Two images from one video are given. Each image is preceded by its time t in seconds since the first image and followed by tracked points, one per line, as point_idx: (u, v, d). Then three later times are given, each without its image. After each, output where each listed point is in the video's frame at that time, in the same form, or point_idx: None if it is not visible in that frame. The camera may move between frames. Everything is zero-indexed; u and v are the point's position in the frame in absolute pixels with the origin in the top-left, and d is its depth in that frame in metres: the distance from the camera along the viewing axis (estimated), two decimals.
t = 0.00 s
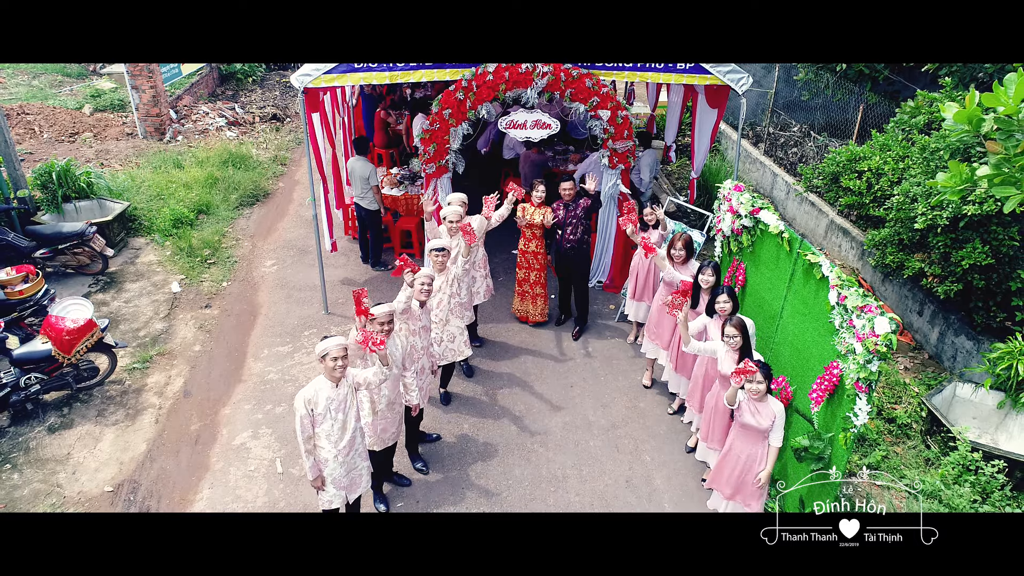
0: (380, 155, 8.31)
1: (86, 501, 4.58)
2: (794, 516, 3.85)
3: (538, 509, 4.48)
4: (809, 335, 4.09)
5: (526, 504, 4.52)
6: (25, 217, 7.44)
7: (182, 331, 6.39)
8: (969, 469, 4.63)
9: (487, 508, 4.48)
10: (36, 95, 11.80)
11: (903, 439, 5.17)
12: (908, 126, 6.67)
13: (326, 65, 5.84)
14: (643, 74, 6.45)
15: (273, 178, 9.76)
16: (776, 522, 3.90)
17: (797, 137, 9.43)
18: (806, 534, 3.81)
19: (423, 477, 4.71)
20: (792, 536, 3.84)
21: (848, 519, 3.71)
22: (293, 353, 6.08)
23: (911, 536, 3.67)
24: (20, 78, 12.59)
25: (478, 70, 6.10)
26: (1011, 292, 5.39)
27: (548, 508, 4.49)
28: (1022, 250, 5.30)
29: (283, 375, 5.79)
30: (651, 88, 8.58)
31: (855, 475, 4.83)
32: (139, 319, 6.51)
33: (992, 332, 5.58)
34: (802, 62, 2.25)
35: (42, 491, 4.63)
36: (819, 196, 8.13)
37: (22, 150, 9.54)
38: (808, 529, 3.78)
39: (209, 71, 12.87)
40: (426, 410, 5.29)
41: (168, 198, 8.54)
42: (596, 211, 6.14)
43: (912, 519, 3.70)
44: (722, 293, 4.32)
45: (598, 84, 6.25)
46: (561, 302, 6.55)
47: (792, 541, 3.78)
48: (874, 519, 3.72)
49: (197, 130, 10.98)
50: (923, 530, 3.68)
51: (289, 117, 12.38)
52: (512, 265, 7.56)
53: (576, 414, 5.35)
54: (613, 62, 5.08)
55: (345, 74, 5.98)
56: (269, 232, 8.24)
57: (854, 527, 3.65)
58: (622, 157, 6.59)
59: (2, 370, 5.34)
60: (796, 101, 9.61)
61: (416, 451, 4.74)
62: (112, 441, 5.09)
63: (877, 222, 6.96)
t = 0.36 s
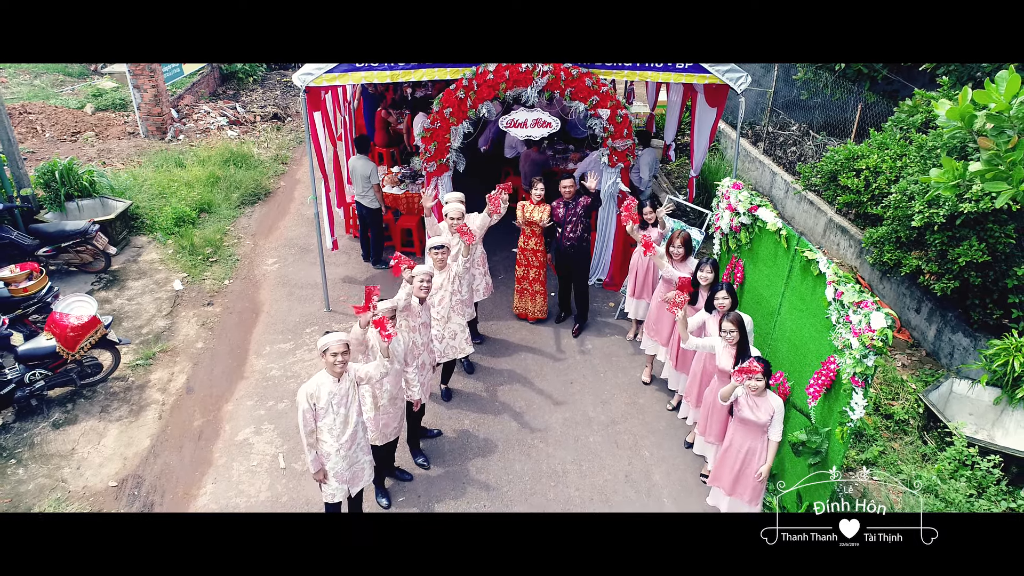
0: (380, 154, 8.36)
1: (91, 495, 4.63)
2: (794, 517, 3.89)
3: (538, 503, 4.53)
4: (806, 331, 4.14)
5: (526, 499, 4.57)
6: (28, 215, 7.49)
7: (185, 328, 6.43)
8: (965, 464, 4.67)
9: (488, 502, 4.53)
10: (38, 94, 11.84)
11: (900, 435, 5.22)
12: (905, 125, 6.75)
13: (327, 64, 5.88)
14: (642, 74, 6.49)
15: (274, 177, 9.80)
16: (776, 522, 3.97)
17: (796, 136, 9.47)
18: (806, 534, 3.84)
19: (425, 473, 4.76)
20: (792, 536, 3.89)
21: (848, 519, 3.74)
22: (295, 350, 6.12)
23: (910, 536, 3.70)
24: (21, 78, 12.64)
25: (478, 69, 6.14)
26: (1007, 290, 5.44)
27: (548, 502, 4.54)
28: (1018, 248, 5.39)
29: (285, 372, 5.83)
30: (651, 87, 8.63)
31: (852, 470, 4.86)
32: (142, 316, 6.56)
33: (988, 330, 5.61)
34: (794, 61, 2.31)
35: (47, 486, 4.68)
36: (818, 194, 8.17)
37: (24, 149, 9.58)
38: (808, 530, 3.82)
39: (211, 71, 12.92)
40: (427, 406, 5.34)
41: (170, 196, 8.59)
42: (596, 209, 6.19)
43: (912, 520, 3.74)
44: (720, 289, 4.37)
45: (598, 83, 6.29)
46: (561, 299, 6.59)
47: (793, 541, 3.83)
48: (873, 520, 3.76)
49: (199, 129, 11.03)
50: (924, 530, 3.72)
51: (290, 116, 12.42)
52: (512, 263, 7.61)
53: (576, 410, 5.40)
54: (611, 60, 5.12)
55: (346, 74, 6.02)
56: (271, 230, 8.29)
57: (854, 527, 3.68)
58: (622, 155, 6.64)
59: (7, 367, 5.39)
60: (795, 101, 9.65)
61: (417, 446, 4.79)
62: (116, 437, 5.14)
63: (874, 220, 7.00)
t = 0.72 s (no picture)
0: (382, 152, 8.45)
1: (100, 486, 4.72)
2: (795, 517, 4.00)
3: (539, 493, 4.61)
4: (801, 324, 4.22)
5: (528, 489, 4.65)
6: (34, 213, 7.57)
7: (190, 323, 6.52)
8: (958, 455, 4.76)
9: (490, 492, 4.61)
10: (41, 93, 11.92)
11: (895, 427, 5.30)
12: (901, 123, 6.84)
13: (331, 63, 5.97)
14: (641, 72, 6.57)
15: (277, 176, 9.89)
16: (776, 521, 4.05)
17: (794, 134, 9.55)
18: (806, 534, 3.95)
19: (428, 464, 4.85)
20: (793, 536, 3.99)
21: (848, 519, 3.85)
22: (299, 345, 6.21)
23: (909, 536, 3.80)
24: (25, 77, 12.72)
25: (480, 68, 6.22)
26: (999, 285, 5.52)
27: (549, 492, 4.63)
28: (1012, 244, 5.48)
29: (289, 366, 5.92)
30: (650, 86, 8.71)
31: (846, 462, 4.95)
32: (147, 312, 6.64)
33: (982, 324, 5.69)
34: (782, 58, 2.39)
35: (56, 477, 4.77)
36: (815, 192, 8.24)
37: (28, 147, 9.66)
38: (808, 530, 3.92)
39: (213, 71, 13.01)
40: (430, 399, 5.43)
41: (174, 194, 8.67)
42: (596, 205, 6.27)
43: (912, 520, 3.86)
44: (717, 283, 4.46)
45: (597, 81, 6.37)
46: (561, 295, 6.68)
47: (792, 541, 3.93)
48: (873, 520, 3.88)
49: (202, 128, 11.11)
50: (924, 530, 3.84)
51: (292, 114, 12.50)
52: (513, 259, 7.69)
53: (576, 403, 5.48)
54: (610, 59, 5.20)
55: (350, 72, 6.11)
56: (274, 227, 8.37)
57: (854, 527, 3.80)
58: (621, 153, 6.72)
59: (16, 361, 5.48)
60: (793, 100, 9.74)
61: (419, 438, 4.87)
62: (124, 429, 5.22)
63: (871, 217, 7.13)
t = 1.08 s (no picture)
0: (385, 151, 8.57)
1: (110, 477, 4.83)
2: (795, 517, 4.04)
3: (539, 483, 4.72)
4: (795, 318, 4.33)
5: (528, 480, 4.76)
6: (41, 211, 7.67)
7: (195, 319, 6.62)
8: (949, 447, 4.87)
9: (491, 483, 4.72)
10: (46, 93, 12.03)
11: (888, 420, 5.40)
12: (895, 123, 7.09)
13: (334, 63, 6.07)
14: (640, 72, 6.65)
15: (280, 175, 10.00)
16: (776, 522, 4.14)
17: (791, 134, 9.66)
18: (806, 534, 3.99)
19: (430, 456, 4.96)
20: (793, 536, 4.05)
21: (848, 519, 3.88)
22: (303, 340, 6.31)
23: (909, 537, 3.85)
24: (29, 77, 12.82)
25: (481, 68, 6.32)
26: (990, 281, 5.64)
27: (549, 482, 4.74)
28: (1004, 242, 5.63)
29: (294, 360, 6.03)
30: (649, 85, 8.81)
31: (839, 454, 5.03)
32: (154, 308, 6.75)
33: (975, 320, 5.78)
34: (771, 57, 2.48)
35: (67, 468, 4.89)
36: (812, 190, 8.34)
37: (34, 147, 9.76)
38: (808, 530, 3.96)
39: (216, 70, 13.11)
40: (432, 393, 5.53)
41: (179, 192, 8.78)
42: (595, 203, 6.38)
43: (912, 520, 3.92)
44: (713, 278, 4.57)
45: (597, 81, 6.45)
46: (561, 291, 6.79)
47: (793, 541, 3.99)
48: (874, 520, 3.92)
49: (205, 127, 11.21)
50: (924, 531, 3.89)
51: (294, 114, 12.61)
52: (513, 257, 7.80)
53: (576, 397, 5.59)
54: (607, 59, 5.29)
55: (353, 72, 6.21)
56: (278, 226, 8.48)
57: (854, 527, 3.84)
58: (620, 152, 6.82)
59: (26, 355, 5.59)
60: (790, 99, 9.86)
61: (422, 430, 4.98)
62: (132, 422, 5.33)
63: (866, 215, 7.33)
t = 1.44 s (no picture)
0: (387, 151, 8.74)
1: (122, 467, 4.98)
2: (795, 518, 4.12)
3: (539, 473, 4.87)
4: (787, 312, 4.47)
5: (528, 469, 4.91)
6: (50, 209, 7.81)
7: (203, 315, 6.77)
8: (937, 437, 5.03)
9: (492, 472, 4.87)
10: (51, 94, 12.17)
11: (879, 413, 5.54)
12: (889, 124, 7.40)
13: (339, 64, 6.21)
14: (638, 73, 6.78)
15: (284, 174, 10.14)
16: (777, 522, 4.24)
17: (787, 133, 9.81)
18: (806, 534, 4.06)
19: (434, 446, 5.10)
20: (793, 536, 4.13)
21: (848, 520, 3.97)
22: (308, 335, 6.46)
23: (909, 537, 3.94)
24: (34, 78, 12.95)
25: (482, 69, 6.47)
26: (979, 277, 5.79)
27: (549, 472, 4.89)
28: (993, 240, 5.74)
29: (299, 355, 6.18)
30: (647, 86, 8.95)
31: (830, 445, 5.17)
32: (162, 304, 6.89)
33: (964, 315, 5.92)
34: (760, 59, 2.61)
35: (81, 458, 5.04)
36: (806, 188, 8.47)
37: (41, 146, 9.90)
38: (808, 530, 4.03)
39: (219, 71, 13.25)
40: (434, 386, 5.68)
41: (185, 191, 8.91)
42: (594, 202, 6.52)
43: (912, 520, 4.02)
44: (708, 274, 4.71)
45: (595, 82, 6.57)
46: (560, 288, 6.93)
47: (793, 541, 4.07)
48: (874, 521, 4.01)
49: (209, 127, 11.35)
50: (924, 531, 4.00)
51: (297, 114, 12.75)
52: (514, 254, 7.94)
53: (575, 390, 5.74)
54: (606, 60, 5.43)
55: (357, 73, 6.35)
56: (282, 224, 8.63)
57: (855, 527, 3.93)
58: (618, 151, 6.97)
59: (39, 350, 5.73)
60: (787, 100, 10.00)
61: (425, 421, 5.12)
62: (143, 414, 5.48)
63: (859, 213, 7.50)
